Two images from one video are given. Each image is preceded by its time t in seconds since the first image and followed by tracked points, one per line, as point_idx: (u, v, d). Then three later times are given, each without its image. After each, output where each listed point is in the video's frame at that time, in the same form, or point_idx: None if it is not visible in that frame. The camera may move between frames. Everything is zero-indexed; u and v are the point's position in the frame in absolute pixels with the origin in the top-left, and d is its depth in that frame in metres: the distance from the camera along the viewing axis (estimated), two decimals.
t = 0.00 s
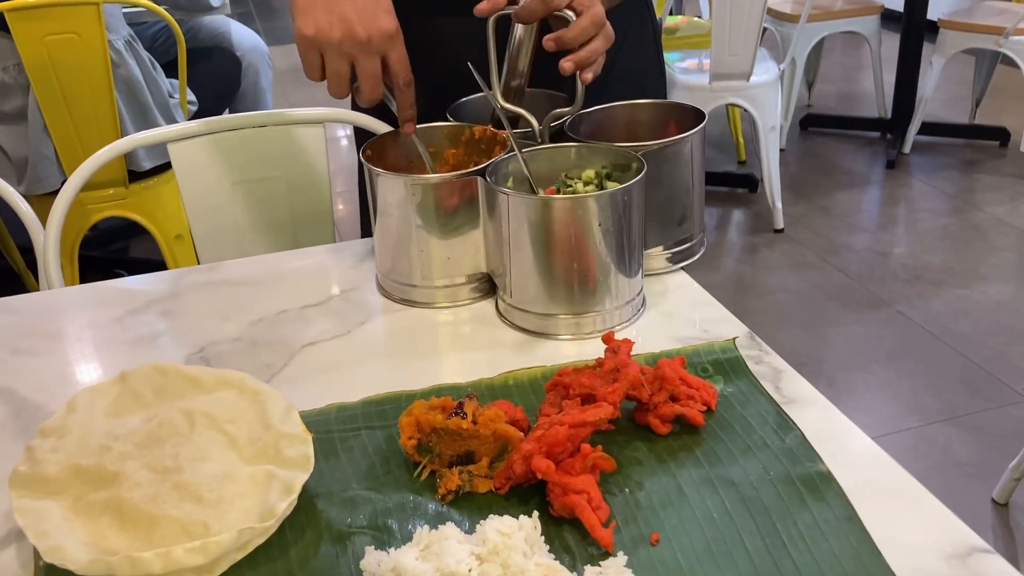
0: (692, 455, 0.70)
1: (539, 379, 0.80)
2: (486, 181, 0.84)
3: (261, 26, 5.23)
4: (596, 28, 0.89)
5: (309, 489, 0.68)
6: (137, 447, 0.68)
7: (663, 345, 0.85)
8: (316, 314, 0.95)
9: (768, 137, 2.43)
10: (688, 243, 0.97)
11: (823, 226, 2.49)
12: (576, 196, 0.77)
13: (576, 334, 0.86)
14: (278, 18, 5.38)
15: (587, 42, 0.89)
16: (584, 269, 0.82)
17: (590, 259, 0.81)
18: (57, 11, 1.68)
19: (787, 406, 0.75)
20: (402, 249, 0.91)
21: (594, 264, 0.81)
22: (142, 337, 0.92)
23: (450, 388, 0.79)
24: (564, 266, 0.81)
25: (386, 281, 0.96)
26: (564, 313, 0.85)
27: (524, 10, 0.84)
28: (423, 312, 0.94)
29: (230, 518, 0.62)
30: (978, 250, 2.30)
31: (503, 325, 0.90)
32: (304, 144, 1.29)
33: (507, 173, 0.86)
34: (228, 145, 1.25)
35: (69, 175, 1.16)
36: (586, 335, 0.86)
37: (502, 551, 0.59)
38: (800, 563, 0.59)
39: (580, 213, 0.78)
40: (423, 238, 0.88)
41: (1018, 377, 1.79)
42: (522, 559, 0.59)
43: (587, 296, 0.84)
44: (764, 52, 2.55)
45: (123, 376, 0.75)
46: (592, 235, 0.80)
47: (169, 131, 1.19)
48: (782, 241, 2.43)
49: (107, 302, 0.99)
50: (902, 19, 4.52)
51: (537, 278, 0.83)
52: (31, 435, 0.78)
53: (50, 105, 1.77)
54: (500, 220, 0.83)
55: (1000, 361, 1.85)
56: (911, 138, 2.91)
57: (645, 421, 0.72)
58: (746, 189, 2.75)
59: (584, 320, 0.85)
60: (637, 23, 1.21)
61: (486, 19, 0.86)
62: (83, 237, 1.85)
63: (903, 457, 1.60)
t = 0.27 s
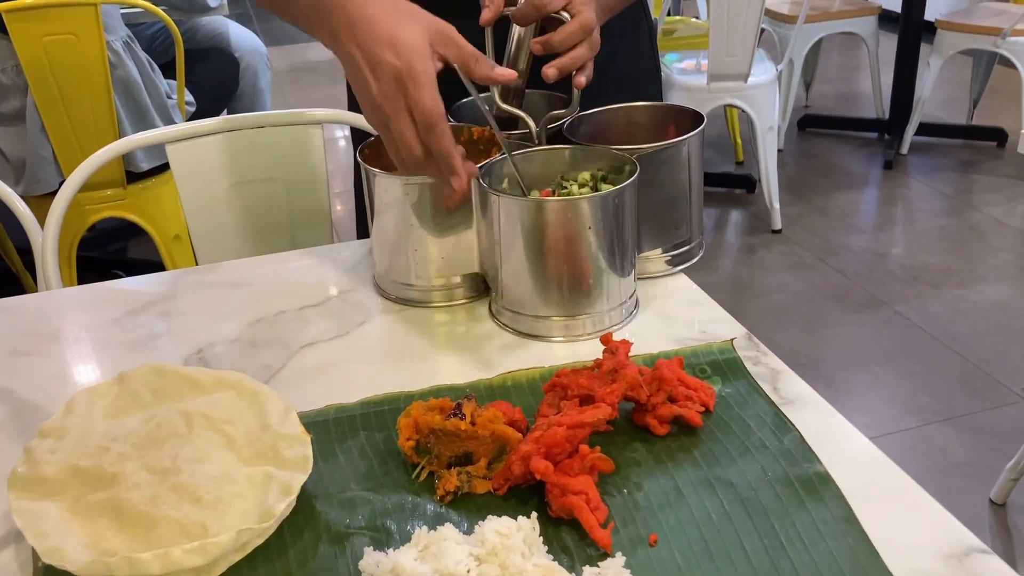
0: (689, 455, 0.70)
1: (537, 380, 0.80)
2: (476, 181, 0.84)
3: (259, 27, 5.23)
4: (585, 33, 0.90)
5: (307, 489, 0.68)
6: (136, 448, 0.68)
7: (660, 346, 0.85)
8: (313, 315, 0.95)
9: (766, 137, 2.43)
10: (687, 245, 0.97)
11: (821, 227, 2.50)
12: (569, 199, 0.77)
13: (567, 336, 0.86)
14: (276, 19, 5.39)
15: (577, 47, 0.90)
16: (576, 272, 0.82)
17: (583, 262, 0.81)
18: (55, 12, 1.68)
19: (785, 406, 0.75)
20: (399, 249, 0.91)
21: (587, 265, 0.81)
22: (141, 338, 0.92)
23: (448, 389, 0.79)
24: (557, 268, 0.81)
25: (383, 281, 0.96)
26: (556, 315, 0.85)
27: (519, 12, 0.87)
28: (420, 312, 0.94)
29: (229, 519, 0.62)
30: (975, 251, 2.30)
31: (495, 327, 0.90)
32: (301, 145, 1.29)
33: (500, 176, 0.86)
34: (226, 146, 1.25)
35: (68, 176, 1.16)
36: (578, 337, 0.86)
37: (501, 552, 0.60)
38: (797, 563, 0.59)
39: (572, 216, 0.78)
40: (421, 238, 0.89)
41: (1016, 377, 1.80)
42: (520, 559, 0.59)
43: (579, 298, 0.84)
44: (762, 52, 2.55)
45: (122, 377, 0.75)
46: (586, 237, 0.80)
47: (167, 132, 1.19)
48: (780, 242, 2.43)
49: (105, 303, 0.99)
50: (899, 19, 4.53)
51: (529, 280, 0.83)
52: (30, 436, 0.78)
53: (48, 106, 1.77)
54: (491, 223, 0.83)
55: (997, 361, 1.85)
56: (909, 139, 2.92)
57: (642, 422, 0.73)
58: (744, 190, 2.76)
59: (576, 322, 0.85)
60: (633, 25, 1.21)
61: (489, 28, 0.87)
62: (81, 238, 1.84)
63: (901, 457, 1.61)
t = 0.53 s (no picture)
0: (688, 455, 0.70)
1: (535, 380, 0.80)
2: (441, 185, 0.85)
3: (257, 27, 5.23)
4: (566, 42, 0.86)
5: (306, 490, 0.68)
6: (133, 449, 0.68)
7: (658, 347, 0.85)
8: (312, 315, 0.95)
9: (764, 138, 2.43)
10: (691, 260, 0.93)
11: (819, 227, 2.50)
12: (532, 202, 0.77)
13: (535, 342, 0.86)
14: (275, 19, 5.39)
15: (557, 53, 0.86)
16: (540, 277, 0.81)
17: (547, 266, 0.81)
18: (53, 12, 1.68)
19: (783, 407, 0.75)
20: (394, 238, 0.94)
21: (551, 271, 0.81)
22: (139, 338, 0.92)
23: (447, 390, 0.79)
24: (519, 272, 0.81)
25: (381, 269, 0.99)
26: (521, 321, 0.84)
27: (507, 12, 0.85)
28: (417, 312, 0.94)
29: (227, 520, 0.62)
30: (973, 251, 2.31)
31: (461, 334, 0.89)
32: (300, 145, 1.29)
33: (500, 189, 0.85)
34: (224, 146, 1.25)
35: (66, 176, 1.15)
36: (545, 341, 0.86)
37: (500, 552, 0.59)
38: (796, 563, 0.59)
39: (535, 219, 0.78)
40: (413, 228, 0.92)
41: (1014, 377, 1.80)
42: (519, 560, 0.59)
43: (543, 303, 0.83)
44: (760, 53, 2.56)
45: (120, 377, 0.75)
46: (548, 242, 0.79)
47: (166, 132, 1.19)
48: (778, 242, 2.44)
49: (103, 303, 0.99)
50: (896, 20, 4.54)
51: (491, 284, 0.83)
52: (27, 436, 0.78)
53: (46, 106, 1.77)
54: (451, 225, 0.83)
55: (995, 361, 1.86)
56: (907, 139, 2.92)
57: (641, 423, 0.73)
58: (742, 190, 2.76)
59: (541, 327, 0.85)
60: (631, 25, 1.21)
61: (491, 26, 0.82)
62: (80, 238, 1.84)
63: (899, 457, 1.61)
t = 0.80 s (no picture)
0: (686, 456, 0.70)
1: (533, 381, 0.80)
2: (428, 186, 0.85)
3: (256, 27, 5.23)
4: (554, 45, 0.86)
5: (303, 491, 0.68)
6: (131, 449, 0.68)
7: (655, 347, 0.85)
8: (310, 315, 0.95)
9: (762, 138, 2.43)
10: (689, 263, 0.93)
11: (817, 227, 2.50)
12: (519, 203, 0.77)
13: (520, 343, 0.86)
14: (273, 19, 5.39)
15: (545, 56, 0.87)
16: (525, 277, 0.81)
17: (533, 267, 0.81)
18: (52, 12, 1.68)
19: (781, 407, 0.75)
20: (390, 235, 0.94)
21: (537, 272, 0.81)
22: (137, 339, 0.92)
23: (445, 390, 0.79)
24: (504, 273, 0.81)
25: (380, 267, 0.99)
26: (508, 321, 0.85)
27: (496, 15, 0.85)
28: (415, 313, 0.94)
29: (225, 520, 0.62)
30: (971, 251, 2.31)
31: (449, 336, 0.89)
32: (298, 144, 1.29)
33: (506, 181, 0.83)
34: (222, 146, 1.25)
35: (64, 176, 1.15)
36: (532, 341, 0.86)
37: (497, 553, 0.59)
38: (793, 563, 0.59)
39: (523, 220, 0.78)
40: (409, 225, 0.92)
41: (1011, 377, 1.80)
42: (516, 560, 0.59)
43: (530, 304, 0.84)
44: (759, 53, 2.56)
45: (118, 378, 0.75)
46: (534, 242, 0.79)
47: (164, 132, 1.19)
48: (777, 243, 2.44)
49: (101, 304, 0.99)
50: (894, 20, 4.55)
51: (479, 286, 0.83)
52: (25, 437, 0.78)
53: (44, 107, 1.77)
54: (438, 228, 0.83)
55: (993, 361, 1.86)
56: (905, 140, 2.93)
57: (639, 423, 0.73)
58: (740, 190, 2.76)
59: (529, 327, 0.85)
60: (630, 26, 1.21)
61: (488, 26, 0.83)
62: (78, 239, 1.84)
63: (897, 457, 1.61)
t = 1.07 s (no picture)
0: (685, 455, 0.70)
1: (532, 380, 0.80)
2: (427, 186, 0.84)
3: (255, 27, 5.23)
4: (551, 45, 0.86)
5: (303, 490, 0.68)
6: (130, 449, 0.68)
7: (654, 347, 0.85)
8: (309, 315, 0.95)
9: (761, 138, 2.43)
10: (688, 263, 0.93)
11: (816, 227, 2.50)
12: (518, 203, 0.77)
13: (519, 343, 0.86)
14: (272, 19, 5.39)
15: (543, 56, 0.87)
16: (524, 277, 0.81)
17: (532, 267, 0.81)
18: (50, 12, 1.68)
19: (780, 406, 0.75)
20: (390, 235, 0.94)
21: (536, 272, 0.81)
22: (136, 338, 0.92)
23: (444, 390, 0.79)
24: (503, 272, 0.81)
25: (380, 266, 0.99)
26: (507, 320, 0.85)
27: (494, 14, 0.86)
28: (414, 313, 0.94)
29: (224, 520, 0.62)
30: (970, 251, 2.31)
31: (449, 335, 0.89)
32: (297, 144, 1.29)
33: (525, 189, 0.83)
34: (221, 146, 1.25)
35: (62, 175, 1.15)
36: (531, 341, 0.86)
37: (496, 553, 0.59)
38: (793, 563, 0.59)
39: (521, 220, 0.78)
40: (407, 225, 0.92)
41: (1010, 377, 1.80)
42: (515, 560, 0.59)
43: (530, 304, 0.84)
44: (758, 53, 2.56)
45: (117, 378, 0.75)
46: (533, 242, 0.79)
47: (162, 132, 1.19)
48: (776, 243, 2.44)
49: (100, 304, 0.99)
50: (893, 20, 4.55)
51: (479, 286, 0.83)
52: (24, 436, 0.78)
53: (43, 107, 1.77)
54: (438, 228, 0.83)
55: (991, 361, 1.86)
56: (903, 140, 2.93)
57: (638, 422, 0.73)
58: (739, 190, 2.76)
59: (528, 327, 0.85)
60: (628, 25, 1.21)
61: (486, 25, 0.84)
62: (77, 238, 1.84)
63: (896, 457, 1.61)
